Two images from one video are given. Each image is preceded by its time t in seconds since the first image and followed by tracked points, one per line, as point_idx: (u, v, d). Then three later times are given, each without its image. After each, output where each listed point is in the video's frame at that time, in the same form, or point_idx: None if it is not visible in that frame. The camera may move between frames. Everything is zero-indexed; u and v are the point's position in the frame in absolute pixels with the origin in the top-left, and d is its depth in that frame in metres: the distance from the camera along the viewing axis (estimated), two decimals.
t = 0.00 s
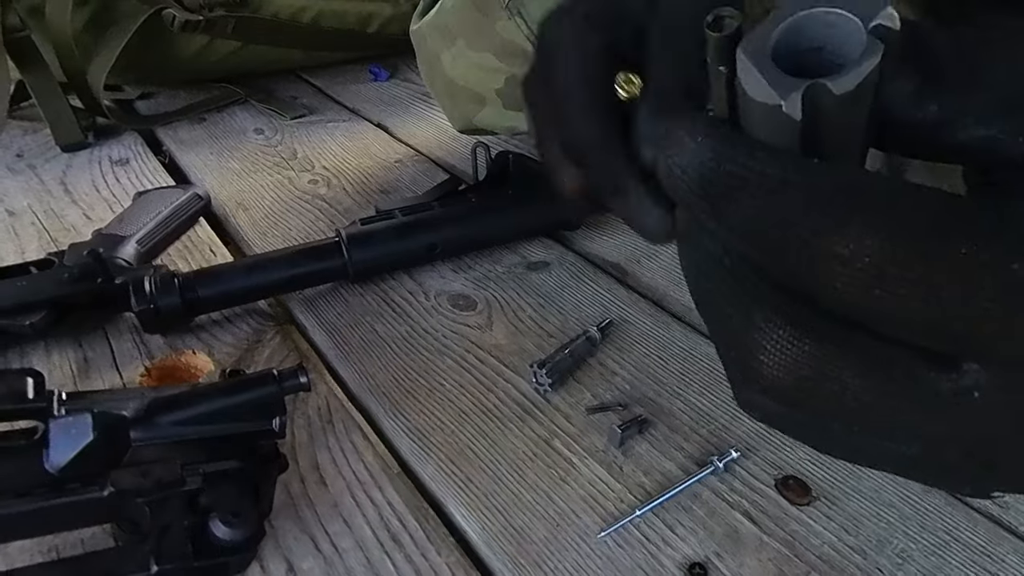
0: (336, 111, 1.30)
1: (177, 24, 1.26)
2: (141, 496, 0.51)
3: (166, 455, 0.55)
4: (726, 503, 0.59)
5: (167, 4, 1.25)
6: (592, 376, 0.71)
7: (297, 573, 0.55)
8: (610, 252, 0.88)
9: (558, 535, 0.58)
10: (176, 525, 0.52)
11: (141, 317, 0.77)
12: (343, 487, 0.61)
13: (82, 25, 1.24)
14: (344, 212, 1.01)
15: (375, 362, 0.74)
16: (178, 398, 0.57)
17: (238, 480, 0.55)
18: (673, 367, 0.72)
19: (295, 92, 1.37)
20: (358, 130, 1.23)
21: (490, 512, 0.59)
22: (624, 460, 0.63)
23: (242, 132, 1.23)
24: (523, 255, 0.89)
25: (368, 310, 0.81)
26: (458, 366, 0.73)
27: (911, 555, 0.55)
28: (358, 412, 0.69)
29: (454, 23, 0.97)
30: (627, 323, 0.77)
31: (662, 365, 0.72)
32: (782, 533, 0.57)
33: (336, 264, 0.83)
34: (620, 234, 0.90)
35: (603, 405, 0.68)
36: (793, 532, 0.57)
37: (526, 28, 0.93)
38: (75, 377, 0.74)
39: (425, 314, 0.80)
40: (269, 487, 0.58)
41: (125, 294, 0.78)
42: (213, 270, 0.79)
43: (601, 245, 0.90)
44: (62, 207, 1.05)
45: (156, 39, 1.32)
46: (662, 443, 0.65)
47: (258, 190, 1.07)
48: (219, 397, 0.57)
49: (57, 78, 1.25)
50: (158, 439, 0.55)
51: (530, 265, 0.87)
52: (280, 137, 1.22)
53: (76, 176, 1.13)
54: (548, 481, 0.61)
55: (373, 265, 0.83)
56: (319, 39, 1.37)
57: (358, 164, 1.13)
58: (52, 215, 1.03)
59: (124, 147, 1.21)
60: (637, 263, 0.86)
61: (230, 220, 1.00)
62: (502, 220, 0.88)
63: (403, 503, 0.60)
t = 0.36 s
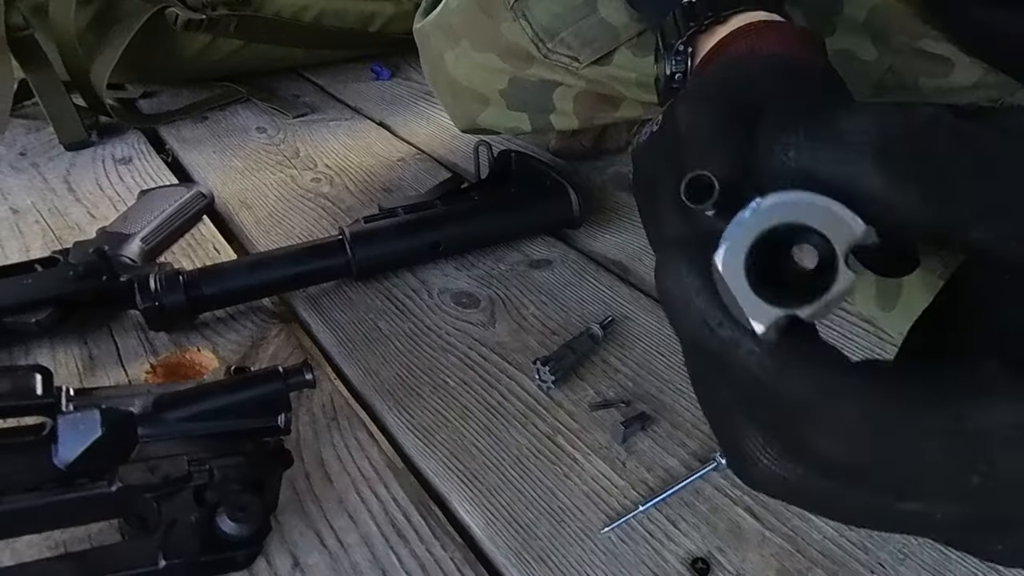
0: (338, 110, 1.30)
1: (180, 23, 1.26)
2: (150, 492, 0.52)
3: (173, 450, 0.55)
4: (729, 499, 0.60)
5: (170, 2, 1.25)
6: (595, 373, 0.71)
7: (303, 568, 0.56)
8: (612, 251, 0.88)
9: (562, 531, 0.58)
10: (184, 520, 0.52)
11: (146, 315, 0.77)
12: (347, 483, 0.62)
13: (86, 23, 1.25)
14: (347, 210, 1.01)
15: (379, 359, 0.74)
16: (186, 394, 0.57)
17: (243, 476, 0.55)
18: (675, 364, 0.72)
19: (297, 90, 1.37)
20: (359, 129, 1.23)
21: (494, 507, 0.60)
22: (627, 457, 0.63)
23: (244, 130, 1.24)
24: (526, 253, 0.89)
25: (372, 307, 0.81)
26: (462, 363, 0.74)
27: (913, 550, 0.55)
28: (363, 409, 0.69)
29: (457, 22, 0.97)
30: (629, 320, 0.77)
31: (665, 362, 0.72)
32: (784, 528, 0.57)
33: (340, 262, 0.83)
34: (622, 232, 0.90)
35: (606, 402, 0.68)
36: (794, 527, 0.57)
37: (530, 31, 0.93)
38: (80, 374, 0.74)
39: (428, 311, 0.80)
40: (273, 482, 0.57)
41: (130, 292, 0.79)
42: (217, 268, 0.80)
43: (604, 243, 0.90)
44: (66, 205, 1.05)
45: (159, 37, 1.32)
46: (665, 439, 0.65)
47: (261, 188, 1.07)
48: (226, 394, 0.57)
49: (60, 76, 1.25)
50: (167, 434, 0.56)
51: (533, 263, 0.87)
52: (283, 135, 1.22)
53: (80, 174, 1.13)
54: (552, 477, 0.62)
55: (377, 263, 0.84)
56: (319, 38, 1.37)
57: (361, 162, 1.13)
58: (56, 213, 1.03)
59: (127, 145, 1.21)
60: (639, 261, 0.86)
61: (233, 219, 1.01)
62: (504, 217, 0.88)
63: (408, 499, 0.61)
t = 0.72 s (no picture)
0: (337, 105, 1.30)
1: (179, 17, 1.25)
2: (147, 483, 0.51)
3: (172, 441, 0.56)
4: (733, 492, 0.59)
5: None
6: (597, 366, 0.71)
7: (302, 561, 0.55)
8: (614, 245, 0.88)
9: (563, 524, 0.57)
10: (181, 511, 0.52)
11: (144, 307, 0.76)
12: (347, 475, 0.61)
13: (84, 17, 1.24)
14: (346, 205, 1.01)
15: (379, 352, 0.74)
16: (184, 385, 0.57)
17: (242, 467, 0.55)
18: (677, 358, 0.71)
19: (297, 85, 1.36)
20: (359, 123, 1.23)
21: (495, 499, 0.59)
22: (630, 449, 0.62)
23: (244, 125, 1.23)
24: (527, 247, 0.89)
25: (372, 301, 0.81)
26: (463, 356, 0.73)
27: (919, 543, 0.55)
28: (364, 402, 0.69)
29: (459, 15, 0.97)
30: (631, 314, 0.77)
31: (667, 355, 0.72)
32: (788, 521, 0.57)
33: (340, 255, 0.82)
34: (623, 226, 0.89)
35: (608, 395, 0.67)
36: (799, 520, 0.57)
37: (532, 22, 0.94)
38: (78, 367, 0.74)
39: (429, 304, 0.80)
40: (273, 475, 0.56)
41: (128, 285, 0.78)
42: (216, 261, 0.79)
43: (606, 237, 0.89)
44: (64, 199, 1.05)
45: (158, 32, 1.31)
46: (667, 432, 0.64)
47: (260, 182, 1.07)
48: (224, 385, 0.57)
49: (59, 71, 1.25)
50: (165, 426, 0.56)
51: (534, 256, 0.87)
52: (282, 130, 1.21)
53: (78, 169, 1.12)
54: (553, 469, 0.61)
55: (376, 256, 0.83)
56: (318, 33, 1.36)
57: (361, 157, 1.13)
58: (54, 207, 1.03)
59: (126, 139, 1.21)
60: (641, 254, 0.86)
61: (232, 213, 1.00)
62: (504, 210, 0.88)
63: (409, 492, 0.60)
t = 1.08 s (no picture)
0: (342, 99, 1.30)
1: (186, 10, 1.24)
2: (166, 465, 0.52)
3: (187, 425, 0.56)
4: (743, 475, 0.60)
5: None
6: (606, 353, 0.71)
7: (317, 543, 0.56)
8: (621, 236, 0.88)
9: (575, 507, 0.58)
10: (200, 493, 0.53)
11: (156, 296, 0.77)
12: (361, 460, 0.62)
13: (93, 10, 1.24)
14: (354, 197, 1.01)
15: (389, 340, 0.74)
16: (200, 369, 0.57)
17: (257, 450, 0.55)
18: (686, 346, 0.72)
19: (302, 80, 1.37)
20: (364, 117, 1.23)
21: (507, 483, 0.60)
22: (640, 434, 0.63)
23: (250, 119, 1.24)
24: (535, 237, 0.89)
25: (382, 290, 0.81)
26: (473, 344, 0.74)
27: (927, 524, 0.55)
28: (375, 390, 0.69)
29: (466, 6, 0.97)
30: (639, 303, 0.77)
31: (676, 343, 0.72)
32: (798, 504, 0.57)
33: (350, 245, 0.83)
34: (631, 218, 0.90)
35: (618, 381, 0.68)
36: (808, 503, 0.57)
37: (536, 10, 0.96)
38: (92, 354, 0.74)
39: (438, 293, 0.81)
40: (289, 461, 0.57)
41: (140, 274, 0.79)
42: (227, 250, 0.80)
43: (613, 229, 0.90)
44: (73, 191, 1.05)
45: (165, 26, 1.31)
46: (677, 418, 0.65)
47: (268, 174, 1.07)
48: (239, 368, 0.57)
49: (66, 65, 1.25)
50: (180, 408, 0.56)
51: (542, 246, 0.87)
52: (288, 123, 1.22)
53: (87, 162, 1.13)
54: (564, 454, 0.62)
55: (385, 246, 0.84)
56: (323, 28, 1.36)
57: (368, 150, 1.13)
58: (63, 199, 1.03)
59: (133, 133, 1.21)
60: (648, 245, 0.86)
61: (240, 205, 1.01)
62: (512, 200, 0.88)
63: (422, 476, 0.61)
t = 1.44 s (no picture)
0: (343, 97, 1.30)
1: (187, 9, 1.24)
2: (168, 460, 0.53)
3: (190, 420, 0.55)
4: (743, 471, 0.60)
5: None
6: (607, 350, 0.72)
7: (320, 538, 0.56)
8: (622, 233, 0.88)
9: (577, 502, 0.58)
10: (203, 488, 0.53)
11: (159, 293, 0.77)
12: (363, 456, 0.62)
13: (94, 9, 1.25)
14: (355, 194, 1.01)
15: (391, 337, 0.75)
16: (203, 364, 0.56)
17: (261, 445, 0.56)
18: (686, 342, 0.72)
19: (303, 78, 1.37)
20: (365, 115, 1.23)
21: (509, 478, 0.60)
22: (640, 430, 0.63)
23: (251, 117, 1.24)
24: (536, 235, 0.89)
25: (384, 287, 0.82)
26: (475, 340, 0.74)
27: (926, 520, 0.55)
28: (377, 386, 0.70)
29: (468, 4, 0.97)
30: (640, 300, 0.78)
31: (676, 339, 0.73)
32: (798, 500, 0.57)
33: (351, 242, 0.83)
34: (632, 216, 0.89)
35: (618, 377, 0.68)
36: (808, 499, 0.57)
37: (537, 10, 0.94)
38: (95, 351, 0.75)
39: (439, 290, 0.81)
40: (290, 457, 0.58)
41: (142, 271, 0.79)
42: (229, 247, 0.80)
43: (614, 226, 0.90)
44: (75, 189, 1.05)
45: (166, 25, 1.32)
46: (677, 414, 0.65)
47: (269, 172, 1.07)
48: (243, 364, 0.56)
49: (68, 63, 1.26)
50: (183, 403, 0.55)
51: (543, 244, 0.87)
52: (289, 121, 1.22)
53: (88, 159, 1.13)
54: (565, 449, 0.62)
55: (386, 243, 0.84)
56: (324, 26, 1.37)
57: (368, 148, 1.13)
58: (65, 197, 1.04)
59: (135, 131, 1.21)
60: (648, 243, 0.86)
61: (242, 202, 1.01)
62: (513, 198, 0.88)
63: (425, 472, 0.61)
